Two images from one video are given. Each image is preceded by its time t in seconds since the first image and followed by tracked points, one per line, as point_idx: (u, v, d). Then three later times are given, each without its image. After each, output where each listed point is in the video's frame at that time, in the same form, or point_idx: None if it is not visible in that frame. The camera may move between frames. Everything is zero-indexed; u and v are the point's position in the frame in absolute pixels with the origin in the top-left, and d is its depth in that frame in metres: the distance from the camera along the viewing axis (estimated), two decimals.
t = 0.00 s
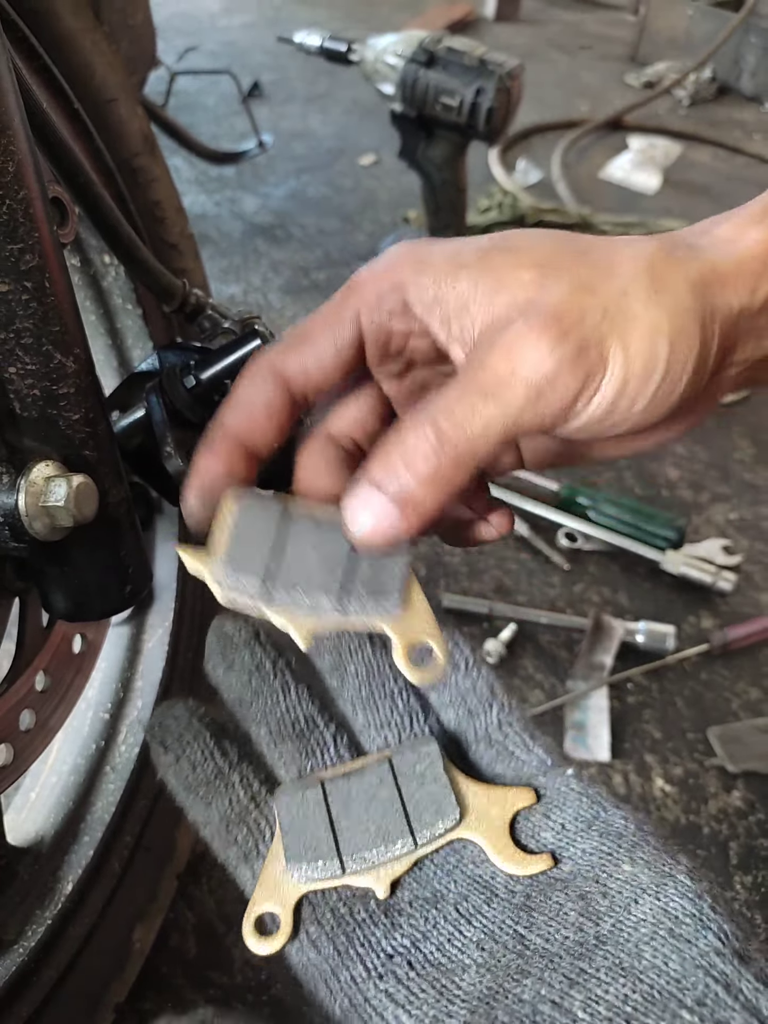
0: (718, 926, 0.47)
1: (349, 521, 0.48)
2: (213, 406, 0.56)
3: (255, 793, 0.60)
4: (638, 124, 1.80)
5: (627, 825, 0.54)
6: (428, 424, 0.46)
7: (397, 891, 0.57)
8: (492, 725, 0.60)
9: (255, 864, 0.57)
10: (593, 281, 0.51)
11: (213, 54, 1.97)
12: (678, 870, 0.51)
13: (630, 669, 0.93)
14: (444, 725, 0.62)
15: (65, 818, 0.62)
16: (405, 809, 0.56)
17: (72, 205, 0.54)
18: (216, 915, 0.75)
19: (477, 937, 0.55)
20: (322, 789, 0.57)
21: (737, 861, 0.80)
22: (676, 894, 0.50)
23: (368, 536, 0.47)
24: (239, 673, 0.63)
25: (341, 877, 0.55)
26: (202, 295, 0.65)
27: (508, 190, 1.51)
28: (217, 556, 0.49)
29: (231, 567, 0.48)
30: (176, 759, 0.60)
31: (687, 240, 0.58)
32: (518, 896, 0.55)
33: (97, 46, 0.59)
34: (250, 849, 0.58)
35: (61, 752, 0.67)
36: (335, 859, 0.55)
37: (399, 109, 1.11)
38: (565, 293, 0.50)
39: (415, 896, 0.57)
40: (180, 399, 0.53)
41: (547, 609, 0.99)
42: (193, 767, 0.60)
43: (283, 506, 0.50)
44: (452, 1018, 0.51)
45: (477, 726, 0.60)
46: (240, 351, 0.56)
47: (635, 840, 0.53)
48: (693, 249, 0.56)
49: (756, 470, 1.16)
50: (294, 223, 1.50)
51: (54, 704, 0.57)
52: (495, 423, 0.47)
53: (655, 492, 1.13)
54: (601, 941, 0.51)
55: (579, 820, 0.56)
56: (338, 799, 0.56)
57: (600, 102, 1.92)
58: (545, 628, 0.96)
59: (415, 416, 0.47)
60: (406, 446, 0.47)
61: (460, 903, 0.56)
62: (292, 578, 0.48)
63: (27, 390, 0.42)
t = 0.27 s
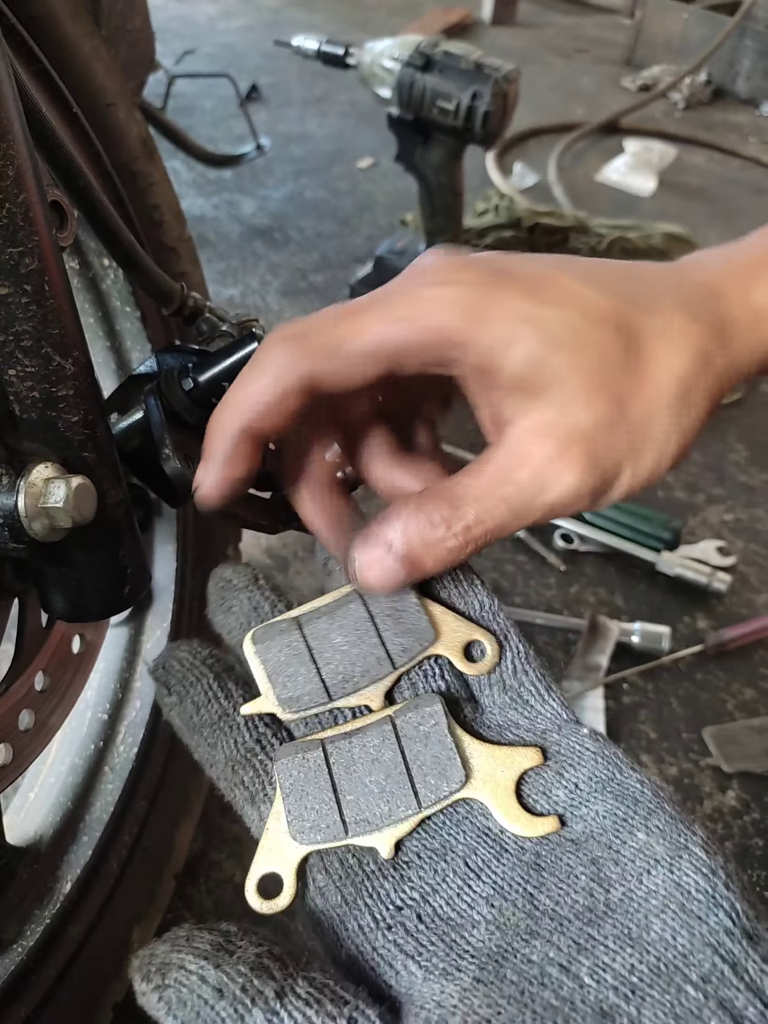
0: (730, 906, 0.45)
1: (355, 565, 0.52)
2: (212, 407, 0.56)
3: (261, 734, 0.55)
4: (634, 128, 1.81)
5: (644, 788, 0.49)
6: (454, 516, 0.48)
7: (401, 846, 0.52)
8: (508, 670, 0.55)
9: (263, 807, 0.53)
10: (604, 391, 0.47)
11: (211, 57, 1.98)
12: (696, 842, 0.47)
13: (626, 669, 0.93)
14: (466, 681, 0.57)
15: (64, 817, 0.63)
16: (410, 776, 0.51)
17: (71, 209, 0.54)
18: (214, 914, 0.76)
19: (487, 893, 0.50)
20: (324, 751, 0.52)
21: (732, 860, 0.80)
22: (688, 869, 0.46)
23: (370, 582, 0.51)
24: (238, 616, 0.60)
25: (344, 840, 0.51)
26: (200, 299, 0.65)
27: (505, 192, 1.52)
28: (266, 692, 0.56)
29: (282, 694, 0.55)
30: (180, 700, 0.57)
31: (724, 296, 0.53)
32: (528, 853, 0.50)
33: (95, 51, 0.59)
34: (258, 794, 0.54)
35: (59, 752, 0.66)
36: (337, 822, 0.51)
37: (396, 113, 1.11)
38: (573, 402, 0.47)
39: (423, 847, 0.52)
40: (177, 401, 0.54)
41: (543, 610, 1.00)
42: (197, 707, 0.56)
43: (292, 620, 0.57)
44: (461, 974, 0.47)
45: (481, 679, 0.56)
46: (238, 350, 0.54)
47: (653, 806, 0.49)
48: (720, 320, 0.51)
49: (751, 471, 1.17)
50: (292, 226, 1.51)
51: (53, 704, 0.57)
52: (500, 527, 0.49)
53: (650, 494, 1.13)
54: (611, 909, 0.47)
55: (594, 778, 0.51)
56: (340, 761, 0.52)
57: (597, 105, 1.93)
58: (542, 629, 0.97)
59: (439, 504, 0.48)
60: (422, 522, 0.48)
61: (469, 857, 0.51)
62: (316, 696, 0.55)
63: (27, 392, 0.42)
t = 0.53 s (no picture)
0: (722, 909, 0.44)
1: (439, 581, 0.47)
2: (211, 411, 0.56)
3: (257, 742, 0.56)
4: (631, 131, 1.81)
5: (637, 795, 0.50)
6: (554, 533, 0.46)
7: (396, 847, 0.52)
8: (503, 676, 0.56)
9: (259, 813, 0.53)
10: (690, 406, 0.50)
11: (210, 61, 1.98)
12: (688, 847, 0.47)
13: (624, 671, 0.94)
14: (462, 692, 0.57)
15: (63, 819, 0.63)
16: (403, 779, 0.52)
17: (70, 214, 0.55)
18: (213, 916, 0.76)
19: (481, 897, 0.50)
20: (319, 757, 0.53)
21: (730, 861, 0.80)
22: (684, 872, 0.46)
23: (459, 597, 0.47)
24: (235, 625, 0.60)
25: (338, 844, 0.51)
26: (199, 303, 0.66)
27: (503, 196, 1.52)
28: (259, 700, 0.56)
29: (276, 701, 0.56)
30: (176, 710, 0.57)
31: (739, 310, 0.58)
32: (522, 857, 0.51)
33: (94, 56, 0.60)
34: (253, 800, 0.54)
35: (58, 753, 0.66)
36: (332, 825, 0.51)
37: (395, 117, 1.12)
38: (664, 420, 0.48)
39: (418, 852, 0.52)
40: (176, 405, 0.54)
41: (542, 611, 1.00)
42: (194, 716, 0.56)
43: (283, 631, 0.57)
44: (457, 976, 0.47)
45: (477, 683, 0.57)
46: (236, 353, 0.55)
47: (646, 812, 0.49)
48: (747, 324, 0.57)
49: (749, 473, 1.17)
50: (291, 229, 1.51)
51: (54, 706, 0.57)
52: (602, 544, 0.48)
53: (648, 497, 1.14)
54: (604, 912, 0.47)
55: (588, 785, 0.51)
56: (335, 765, 0.52)
57: (594, 108, 1.93)
58: (540, 631, 0.97)
59: (537, 513, 0.46)
60: (520, 538, 0.45)
61: (463, 860, 0.51)
62: (309, 704, 0.55)
63: (27, 397, 0.43)
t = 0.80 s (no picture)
0: (720, 884, 0.43)
1: (482, 592, 0.47)
2: (208, 409, 0.56)
3: (267, 713, 0.55)
4: (630, 130, 1.81)
5: (638, 770, 0.49)
6: (597, 540, 0.45)
7: (398, 816, 0.51)
8: (506, 649, 0.56)
9: (269, 783, 0.53)
10: (721, 415, 0.50)
11: (209, 60, 1.98)
12: (688, 824, 0.46)
13: (622, 668, 0.94)
14: (467, 666, 0.57)
15: (62, 818, 0.62)
16: (405, 749, 0.51)
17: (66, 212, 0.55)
18: (212, 914, 0.76)
19: (479, 869, 0.48)
20: (324, 727, 0.52)
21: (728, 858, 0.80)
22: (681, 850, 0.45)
23: (501, 611, 0.47)
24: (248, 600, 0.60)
25: (342, 812, 0.50)
26: (196, 303, 0.66)
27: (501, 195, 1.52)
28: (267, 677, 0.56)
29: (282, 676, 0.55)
30: (189, 681, 0.56)
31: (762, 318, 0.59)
32: (521, 829, 0.49)
33: (91, 55, 0.60)
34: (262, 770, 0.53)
35: (57, 752, 0.66)
36: (336, 794, 0.50)
37: (393, 116, 1.12)
38: (698, 429, 0.48)
39: (420, 822, 0.50)
40: (173, 404, 0.54)
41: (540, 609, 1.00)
42: (206, 687, 0.56)
43: (291, 609, 0.57)
44: (453, 953, 0.45)
45: (481, 656, 0.56)
46: (233, 352, 0.55)
47: (647, 788, 0.48)
48: None
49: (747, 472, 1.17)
50: (290, 229, 1.51)
51: (52, 705, 0.58)
52: (641, 553, 0.48)
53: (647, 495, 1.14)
54: (602, 887, 0.46)
55: (589, 759, 0.50)
56: (339, 736, 0.51)
57: (593, 107, 1.93)
58: (539, 628, 0.97)
59: (579, 522, 0.46)
60: (562, 544, 0.45)
61: (463, 832, 0.50)
62: (314, 676, 0.55)
63: (23, 396, 0.43)
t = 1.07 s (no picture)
0: (721, 858, 0.42)
1: (523, 653, 0.46)
2: (202, 409, 0.55)
3: (270, 695, 0.55)
4: (626, 129, 1.81)
5: (639, 745, 0.48)
6: (633, 586, 0.46)
7: (400, 794, 0.51)
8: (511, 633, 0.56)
9: (272, 764, 0.52)
10: (735, 449, 0.51)
11: (205, 61, 1.98)
12: (689, 796, 0.45)
13: (620, 666, 0.94)
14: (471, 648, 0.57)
15: (59, 820, 0.62)
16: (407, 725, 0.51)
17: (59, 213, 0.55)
18: (210, 914, 0.76)
19: (481, 845, 0.48)
20: (326, 708, 0.52)
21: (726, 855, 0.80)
22: (682, 824, 0.44)
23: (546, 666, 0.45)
24: (251, 581, 0.61)
25: (345, 789, 0.50)
26: (191, 303, 0.66)
27: (498, 194, 1.52)
28: (269, 658, 0.56)
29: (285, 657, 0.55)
30: (192, 662, 0.57)
31: (765, 336, 0.60)
32: (523, 806, 0.48)
33: (85, 55, 0.59)
34: (266, 748, 0.53)
35: (55, 754, 0.66)
36: (338, 770, 0.50)
37: (389, 115, 1.12)
38: (714, 468, 0.50)
39: (422, 799, 0.50)
40: (167, 403, 0.54)
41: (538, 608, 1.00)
42: (209, 668, 0.56)
43: (293, 591, 0.57)
44: (456, 931, 0.45)
45: (484, 639, 0.56)
46: (227, 351, 0.55)
47: (647, 762, 0.47)
48: None
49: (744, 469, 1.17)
50: (287, 229, 1.51)
51: (48, 706, 0.57)
52: (677, 590, 0.48)
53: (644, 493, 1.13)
54: (603, 861, 0.45)
55: (590, 735, 0.49)
56: (341, 716, 0.52)
57: (589, 106, 1.93)
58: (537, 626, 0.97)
59: (612, 569, 0.46)
60: (599, 592, 0.45)
61: (466, 808, 0.49)
62: (316, 656, 0.55)
63: (15, 396, 0.43)
